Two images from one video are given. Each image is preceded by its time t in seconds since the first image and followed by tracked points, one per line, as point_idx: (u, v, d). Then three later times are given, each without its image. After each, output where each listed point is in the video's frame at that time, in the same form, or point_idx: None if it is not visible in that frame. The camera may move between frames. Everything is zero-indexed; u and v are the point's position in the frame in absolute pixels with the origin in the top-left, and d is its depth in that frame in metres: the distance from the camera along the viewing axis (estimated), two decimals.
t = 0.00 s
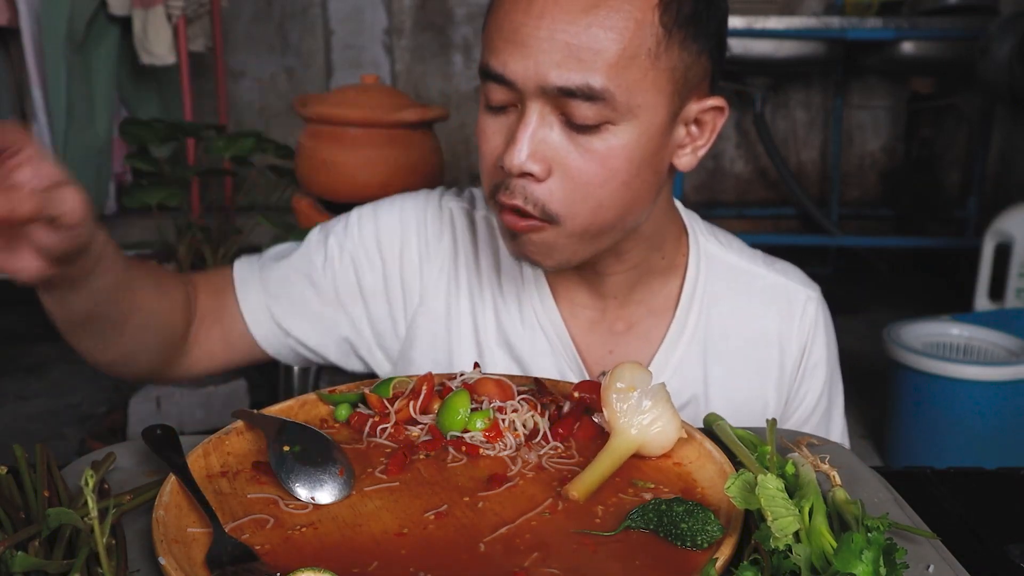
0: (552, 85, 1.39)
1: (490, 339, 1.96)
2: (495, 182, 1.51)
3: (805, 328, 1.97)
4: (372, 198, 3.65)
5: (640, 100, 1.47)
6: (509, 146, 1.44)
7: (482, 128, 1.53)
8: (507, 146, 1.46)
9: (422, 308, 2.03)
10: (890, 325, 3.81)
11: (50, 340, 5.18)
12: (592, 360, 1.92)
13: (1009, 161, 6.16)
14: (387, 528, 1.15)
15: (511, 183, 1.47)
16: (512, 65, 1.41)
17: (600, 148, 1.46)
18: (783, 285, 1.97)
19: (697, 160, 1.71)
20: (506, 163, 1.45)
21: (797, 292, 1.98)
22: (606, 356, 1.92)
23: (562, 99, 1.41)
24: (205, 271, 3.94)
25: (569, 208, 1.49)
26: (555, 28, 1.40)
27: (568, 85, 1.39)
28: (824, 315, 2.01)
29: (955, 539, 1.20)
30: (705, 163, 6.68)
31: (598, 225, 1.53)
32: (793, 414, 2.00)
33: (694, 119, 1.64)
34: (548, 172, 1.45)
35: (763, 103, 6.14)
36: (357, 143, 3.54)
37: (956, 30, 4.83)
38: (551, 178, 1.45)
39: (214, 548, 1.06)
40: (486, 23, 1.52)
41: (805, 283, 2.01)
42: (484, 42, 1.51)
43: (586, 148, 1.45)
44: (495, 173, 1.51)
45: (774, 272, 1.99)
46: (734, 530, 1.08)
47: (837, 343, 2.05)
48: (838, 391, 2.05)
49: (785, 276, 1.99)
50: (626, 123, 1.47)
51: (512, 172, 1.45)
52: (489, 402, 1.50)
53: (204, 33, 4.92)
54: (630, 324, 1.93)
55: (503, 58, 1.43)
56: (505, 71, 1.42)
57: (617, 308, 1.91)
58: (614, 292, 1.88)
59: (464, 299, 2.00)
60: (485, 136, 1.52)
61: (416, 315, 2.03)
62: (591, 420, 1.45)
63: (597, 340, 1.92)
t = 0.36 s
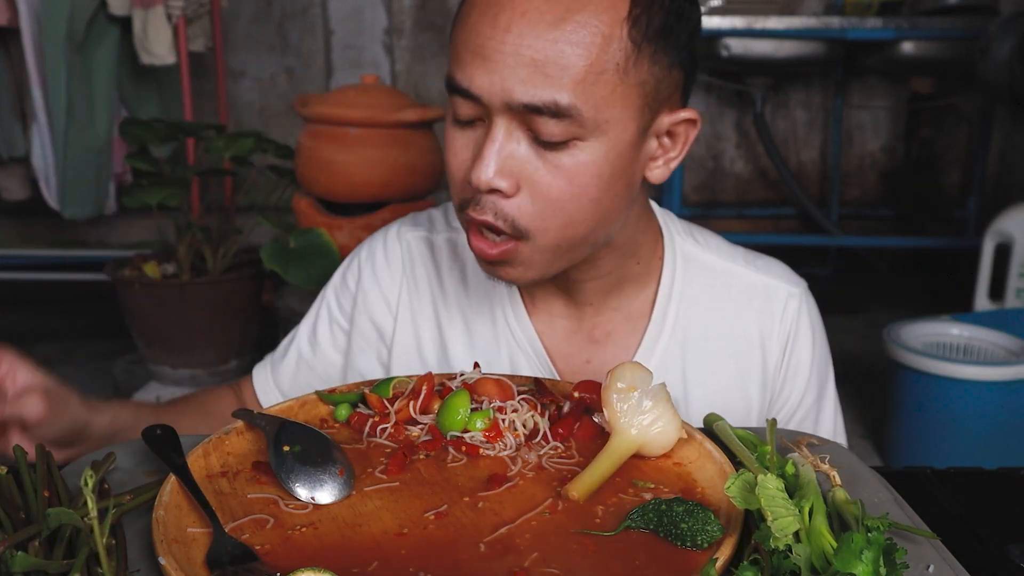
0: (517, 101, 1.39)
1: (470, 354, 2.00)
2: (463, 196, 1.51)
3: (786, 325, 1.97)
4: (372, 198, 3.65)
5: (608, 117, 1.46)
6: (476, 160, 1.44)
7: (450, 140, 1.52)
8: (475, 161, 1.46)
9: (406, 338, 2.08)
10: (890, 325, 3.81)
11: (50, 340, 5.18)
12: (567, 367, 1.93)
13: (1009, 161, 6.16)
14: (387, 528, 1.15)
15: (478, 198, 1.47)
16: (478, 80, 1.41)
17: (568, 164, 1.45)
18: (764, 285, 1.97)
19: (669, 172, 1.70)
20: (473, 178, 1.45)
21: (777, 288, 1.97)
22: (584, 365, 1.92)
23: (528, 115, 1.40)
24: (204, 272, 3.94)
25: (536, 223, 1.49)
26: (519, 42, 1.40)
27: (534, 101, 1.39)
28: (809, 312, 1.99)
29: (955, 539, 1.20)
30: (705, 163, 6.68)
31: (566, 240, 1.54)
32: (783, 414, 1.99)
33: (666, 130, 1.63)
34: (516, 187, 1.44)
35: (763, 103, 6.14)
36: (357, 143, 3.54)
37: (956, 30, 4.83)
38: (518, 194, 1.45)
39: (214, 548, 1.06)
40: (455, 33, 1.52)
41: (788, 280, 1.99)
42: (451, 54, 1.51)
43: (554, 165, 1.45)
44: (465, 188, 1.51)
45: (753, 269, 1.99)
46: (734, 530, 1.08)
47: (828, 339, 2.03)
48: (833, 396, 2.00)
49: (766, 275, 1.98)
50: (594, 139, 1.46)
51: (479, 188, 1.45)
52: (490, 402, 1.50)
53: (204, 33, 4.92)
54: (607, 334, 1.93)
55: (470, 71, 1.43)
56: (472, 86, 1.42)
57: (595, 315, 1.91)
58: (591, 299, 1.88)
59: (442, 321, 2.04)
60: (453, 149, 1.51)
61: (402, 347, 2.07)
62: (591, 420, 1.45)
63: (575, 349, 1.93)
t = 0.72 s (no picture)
0: (523, 95, 1.39)
1: (478, 338, 1.99)
2: (472, 190, 1.52)
3: (792, 336, 1.94)
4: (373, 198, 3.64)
5: (615, 111, 1.46)
6: (484, 154, 1.44)
7: (460, 136, 1.53)
8: (482, 154, 1.46)
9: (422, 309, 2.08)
10: (890, 325, 3.81)
11: (50, 340, 5.18)
12: (576, 363, 1.94)
13: (1009, 161, 6.16)
14: (387, 528, 1.15)
15: (486, 193, 1.48)
16: (485, 74, 1.42)
17: (574, 157, 1.45)
18: (772, 292, 1.94)
19: (679, 168, 1.70)
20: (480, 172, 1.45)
21: (786, 299, 1.94)
22: (590, 361, 1.92)
23: (534, 110, 1.40)
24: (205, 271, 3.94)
25: (544, 217, 1.48)
26: (526, 37, 1.40)
27: (540, 95, 1.39)
28: (818, 324, 1.96)
29: (955, 540, 1.20)
30: (705, 163, 6.68)
31: (573, 234, 1.53)
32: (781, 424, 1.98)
33: (675, 127, 1.63)
34: (523, 181, 1.44)
35: (763, 103, 6.14)
36: (357, 143, 3.54)
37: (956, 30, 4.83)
38: (525, 188, 1.45)
39: (214, 548, 1.06)
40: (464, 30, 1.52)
41: (798, 290, 1.97)
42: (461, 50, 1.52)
43: (559, 158, 1.44)
44: (472, 183, 1.51)
45: (763, 279, 1.96)
46: (734, 530, 1.08)
47: (836, 352, 1.99)
48: (836, 401, 1.99)
49: (775, 283, 1.96)
50: (600, 133, 1.46)
51: (487, 180, 1.45)
52: (489, 402, 1.50)
53: (204, 33, 4.93)
54: (615, 332, 1.93)
55: (478, 66, 1.43)
56: (479, 81, 1.42)
57: (603, 312, 1.92)
58: (601, 295, 1.88)
59: (457, 300, 2.04)
60: (462, 144, 1.52)
61: (417, 317, 2.09)
62: (591, 419, 1.45)
63: (581, 344, 1.94)
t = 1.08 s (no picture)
0: (562, 103, 1.38)
1: (495, 338, 2.00)
2: (502, 193, 1.52)
3: (809, 352, 1.94)
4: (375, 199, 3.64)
5: (652, 125, 1.46)
6: (515, 160, 1.44)
7: (491, 137, 1.54)
8: (513, 160, 1.47)
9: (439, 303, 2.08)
10: (890, 324, 3.81)
11: (50, 340, 5.18)
12: (592, 371, 1.94)
13: (1009, 161, 6.16)
14: (386, 528, 1.15)
15: (515, 198, 1.48)
16: (523, 79, 1.41)
17: (606, 170, 1.45)
18: (790, 307, 1.95)
19: (710, 182, 1.71)
20: (512, 178, 1.45)
21: (803, 315, 1.95)
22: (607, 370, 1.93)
23: (571, 118, 1.40)
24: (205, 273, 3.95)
25: (572, 226, 1.49)
26: (569, 44, 1.39)
27: (578, 104, 1.38)
28: (835, 340, 1.96)
29: (954, 539, 1.20)
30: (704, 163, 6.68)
31: (599, 245, 1.54)
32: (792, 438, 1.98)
33: (708, 144, 1.64)
34: (553, 190, 1.45)
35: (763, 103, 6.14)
36: (357, 143, 3.54)
37: (955, 30, 4.82)
38: (555, 197, 1.46)
39: (214, 548, 1.06)
40: (502, 30, 1.52)
41: (815, 306, 1.97)
42: (497, 52, 1.51)
43: (592, 169, 1.45)
44: (502, 187, 1.52)
45: (782, 293, 1.97)
46: (734, 530, 1.08)
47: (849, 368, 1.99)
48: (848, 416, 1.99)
49: (793, 297, 1.96)
50: (635, 146, 1.46)
51: (517, 187, 1.45)
52: (489, 402, 1.50)
53: (203, 33, 4.94)
54: (631, 340, 1.92)
55: (514, 70, 1.43)
56: (517, 86, 1.42)
57: (620, 322, 1.91)
58: (621, 305, 1.88)
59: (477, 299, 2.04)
60: (494, 146, 1.53)
61: (433, 311, 2.08)
62: (591, 420, 1.45)
63: (598, 353, 1.94)
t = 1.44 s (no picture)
0: (570, 105, 1.38)
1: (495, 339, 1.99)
2: (502, 195, 1.51)
3: (810, 356, 1.94)
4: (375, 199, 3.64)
5: (659, 131, 1.46)
6: (519, 161, 1.44)
7: (495, 137, 1.53)
8: (517, 161, 1.46)
9: (440, 306, 2.08)
10: (891, 324, 3.81)
11: (50, 340, 5.18)
12: (591, 374, 1.93)
13: (1009, 161, 6.16)
14: (387, 528, 1.15)
15: (517, 200, 1.47)
16: (532, 79, 1.41)
17: (610, 174, 1.45)
18: (792, 310, 1.94)
19: (712, 190, 1.71)
20: (515, 179, 1.44)
21: (805, 318, 1.94)
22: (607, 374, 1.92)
23: (578, 120, 1.39)
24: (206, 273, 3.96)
25: (572, 230, 1.48)
26: (580, 45, 1.39)
27: (586, 107, 1.38)
28: (837, 345, 1.96)
29: (955, 540, 1.20)
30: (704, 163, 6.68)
31: (599, 250, 1.53)
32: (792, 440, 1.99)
33: (713, 152, 1.64)
34: (556, 193, 1.44)
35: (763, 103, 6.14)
36: (358, 143, 3.53)
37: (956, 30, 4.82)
38: (557, 200, 1.45)
39: (214, 548, 1.06)
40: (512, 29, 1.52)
41: (817, 310, 1.96)
42: (505, 50, 1.51)
43: (596, 173, 1.44)
44: (504, 188, 1.51)
45: (784, 296, 1.96)
46: (734, 530, 1.08)
47: (850, 371, 1.99)
48: (849, 420, 1.99)
49: (795, 300, 1.96)
50: (640, 152, 1.45)
51: (519, 188, 1.45)
52: (489, 401, 1.49)
53: (204, 34, 4.94)
54: (632, 343, 1.92)
55: (524, 71, 1.43)
56: (525, 85, 1.42)
57: (621, 324, 1.92)
58: (620, 308, 1.88)
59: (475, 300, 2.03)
60: (497, 147, 1.52)
61: (432, 312, 2.07)
62: (592, 421, 1.45)
63: (599, 356, 1.93)
